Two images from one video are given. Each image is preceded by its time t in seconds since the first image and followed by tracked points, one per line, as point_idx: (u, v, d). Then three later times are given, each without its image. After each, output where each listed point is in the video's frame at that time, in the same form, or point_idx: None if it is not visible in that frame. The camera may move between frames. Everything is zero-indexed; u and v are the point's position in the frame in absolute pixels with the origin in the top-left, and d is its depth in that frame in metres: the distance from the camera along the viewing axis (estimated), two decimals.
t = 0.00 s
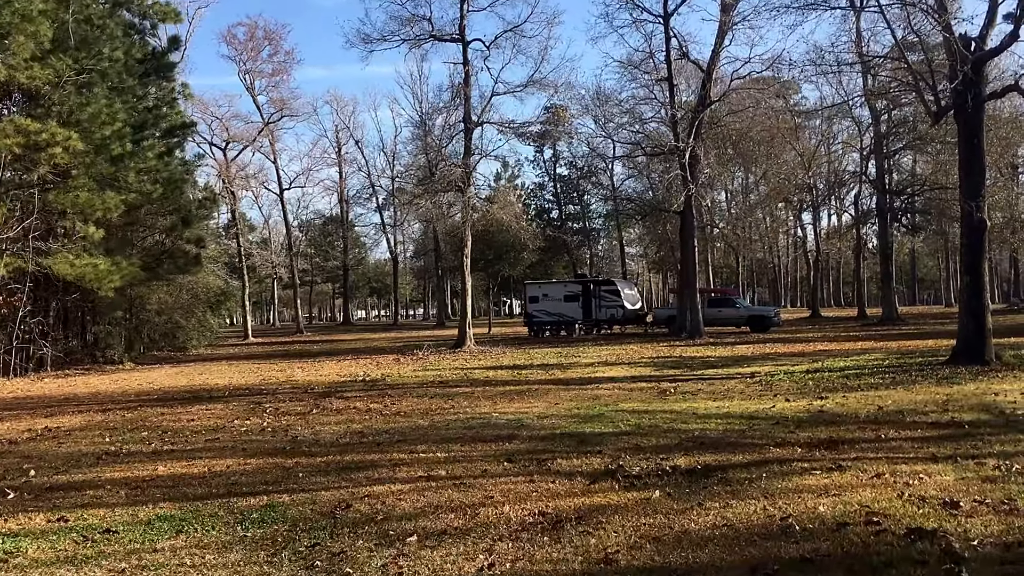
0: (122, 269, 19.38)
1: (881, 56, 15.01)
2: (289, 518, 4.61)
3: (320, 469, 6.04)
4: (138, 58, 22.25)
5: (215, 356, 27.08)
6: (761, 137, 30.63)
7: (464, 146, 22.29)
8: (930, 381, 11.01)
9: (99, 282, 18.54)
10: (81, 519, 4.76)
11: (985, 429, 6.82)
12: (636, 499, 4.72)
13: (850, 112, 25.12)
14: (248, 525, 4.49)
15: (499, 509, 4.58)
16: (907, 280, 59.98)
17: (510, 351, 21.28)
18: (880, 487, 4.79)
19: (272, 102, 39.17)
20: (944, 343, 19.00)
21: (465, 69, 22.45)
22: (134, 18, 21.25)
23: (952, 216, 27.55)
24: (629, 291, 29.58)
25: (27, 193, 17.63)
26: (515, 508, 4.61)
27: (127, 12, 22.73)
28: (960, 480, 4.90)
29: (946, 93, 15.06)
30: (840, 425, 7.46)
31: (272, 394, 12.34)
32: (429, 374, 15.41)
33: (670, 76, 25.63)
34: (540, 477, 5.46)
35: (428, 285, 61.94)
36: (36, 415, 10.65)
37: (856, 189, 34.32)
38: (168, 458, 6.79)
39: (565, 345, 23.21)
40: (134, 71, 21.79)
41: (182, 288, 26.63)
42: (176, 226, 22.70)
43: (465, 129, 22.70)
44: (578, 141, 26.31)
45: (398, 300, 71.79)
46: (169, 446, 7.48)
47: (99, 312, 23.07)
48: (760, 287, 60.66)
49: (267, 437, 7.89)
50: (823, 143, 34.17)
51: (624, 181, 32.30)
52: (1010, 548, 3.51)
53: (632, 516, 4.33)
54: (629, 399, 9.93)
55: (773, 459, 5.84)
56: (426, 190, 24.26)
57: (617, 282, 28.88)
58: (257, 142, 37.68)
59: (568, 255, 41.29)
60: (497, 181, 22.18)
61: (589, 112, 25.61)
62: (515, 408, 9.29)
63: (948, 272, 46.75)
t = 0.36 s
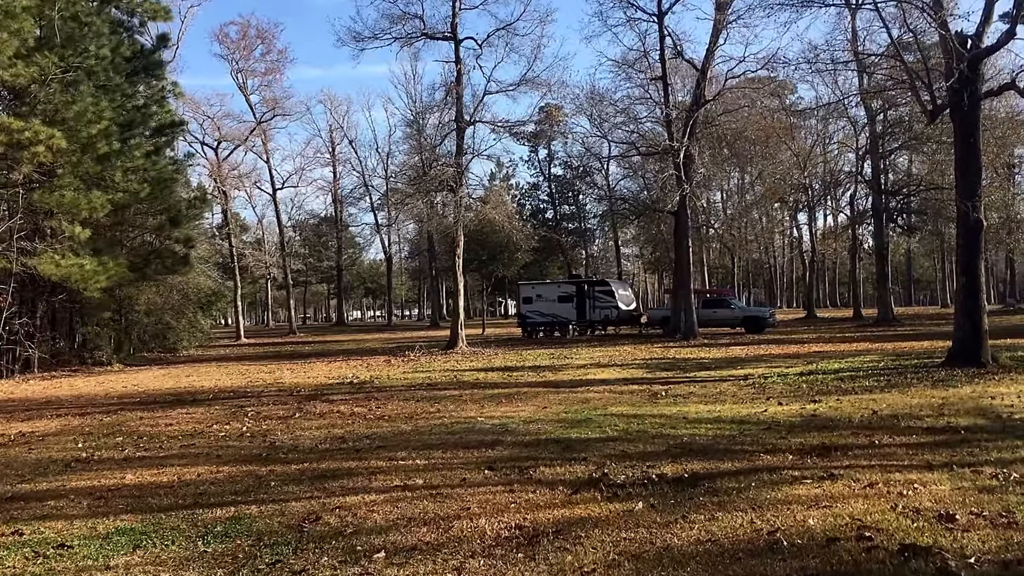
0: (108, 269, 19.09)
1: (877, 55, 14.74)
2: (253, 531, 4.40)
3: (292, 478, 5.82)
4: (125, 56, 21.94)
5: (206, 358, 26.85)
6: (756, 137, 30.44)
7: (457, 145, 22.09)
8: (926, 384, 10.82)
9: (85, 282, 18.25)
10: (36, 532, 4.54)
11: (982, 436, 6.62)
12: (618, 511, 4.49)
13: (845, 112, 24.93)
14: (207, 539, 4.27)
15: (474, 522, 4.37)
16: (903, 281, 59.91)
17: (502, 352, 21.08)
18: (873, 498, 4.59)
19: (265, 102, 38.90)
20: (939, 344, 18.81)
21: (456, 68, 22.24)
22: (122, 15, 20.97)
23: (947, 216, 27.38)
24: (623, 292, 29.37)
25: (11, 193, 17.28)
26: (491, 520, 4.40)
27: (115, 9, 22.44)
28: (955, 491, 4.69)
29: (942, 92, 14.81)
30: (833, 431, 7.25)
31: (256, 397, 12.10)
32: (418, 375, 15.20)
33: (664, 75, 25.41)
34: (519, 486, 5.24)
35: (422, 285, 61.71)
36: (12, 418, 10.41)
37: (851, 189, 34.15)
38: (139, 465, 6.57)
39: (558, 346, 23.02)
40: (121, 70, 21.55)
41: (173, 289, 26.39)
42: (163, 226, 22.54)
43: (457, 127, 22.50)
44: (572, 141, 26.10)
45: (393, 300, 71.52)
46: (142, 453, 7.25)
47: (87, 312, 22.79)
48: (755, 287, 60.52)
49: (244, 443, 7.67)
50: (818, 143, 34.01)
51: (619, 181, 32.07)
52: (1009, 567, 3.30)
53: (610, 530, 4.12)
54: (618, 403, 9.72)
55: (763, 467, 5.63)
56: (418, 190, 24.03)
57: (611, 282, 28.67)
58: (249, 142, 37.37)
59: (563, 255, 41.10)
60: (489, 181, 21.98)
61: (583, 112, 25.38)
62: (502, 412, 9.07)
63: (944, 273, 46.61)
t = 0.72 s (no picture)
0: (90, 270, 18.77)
1: (867, 53, 14.59)
2: (205, 545, 4.20)
3: (257, 487, 5.61)
4: (109, 53, 21.65)
5: (192, 359, 26.57)
6: (747, 137, 30.30)
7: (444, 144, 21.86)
8: (915, 386, 10.65)
9: (66, 283, 17.95)
10: None
11: (970, 441, 6.45)
12: (590, 523, 4.29)
13: (836, 111, 24.80)
14: (157, 554, 4.07)
15: (438, 535, 4.17)
16: (895, 280, 59.97)
17: (489, 353, 20.88)
18: (857, 508, 4.40)
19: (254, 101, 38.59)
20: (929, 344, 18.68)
21: (444, 66, 22.02)
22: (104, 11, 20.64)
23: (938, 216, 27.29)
24: (613, 292, 29.20)
25: None
26: (457, 533, 4.19)
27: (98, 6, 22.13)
28: (942, 500, 4.51)
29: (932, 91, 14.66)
30: (819, 436, 7.08)
31: (235, 400, 11.86)
32: (403, 378, 14.98)
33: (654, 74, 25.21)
34: (490, 496, 5.03)
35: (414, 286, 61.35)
36: None
37: (842, 189, 34.05)
38: (101, 474, 6.36)
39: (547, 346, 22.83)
40: (104, 68, 21.26)
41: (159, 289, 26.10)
42: (147, 224, 22.39)
43: (445, 126, 22.27)
44: (561, 141, 25.90)
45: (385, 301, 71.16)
46: (107, 460, 7.03)
47: (70, 313, 22.46)
48: (747, 287, 60.49)
49: (213, 449, 7.44)
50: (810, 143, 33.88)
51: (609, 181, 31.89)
52: None
53: (578, 544, 3.93)
54: (602, 405, 9.52)
55: (744, 474, 5.43)
56: (404, 189, 23.76)
57: (601, 283, 28.49)
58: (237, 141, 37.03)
59: (554, 255, 40.91)
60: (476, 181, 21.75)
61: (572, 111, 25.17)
62: (482, 416, 8.88)
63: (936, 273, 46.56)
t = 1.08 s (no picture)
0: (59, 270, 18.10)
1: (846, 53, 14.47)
2: (140, 565, 3.96)
3: (208, 499, 5.37)
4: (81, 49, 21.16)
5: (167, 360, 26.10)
6: (729, 137, 30.24)
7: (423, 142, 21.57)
8: (894, 389, 10.53)
9: (36, 284, 17.47)
10: None
11: (947, 447, 6.31)
12: (549, 538, 4.09)
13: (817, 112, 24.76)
14: None
15: (388, 554, 3.97)
16: (876, 280, 60.42)
17: (469, 354, 20.66)
18: (829, 522, 4.22)
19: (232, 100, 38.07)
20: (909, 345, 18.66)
21: (423, 65, 21.74)
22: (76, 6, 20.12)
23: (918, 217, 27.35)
24: (595, 292, 29.03)
25: None
26: (407, 551, 3.99)
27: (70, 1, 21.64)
28: (917, 512, 4.34)
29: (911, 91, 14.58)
30: (794, 442, 6.91)
31: (203, 404, 11.55)
32: (378, 380, 14.70)
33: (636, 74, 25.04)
34: (449, 509, 4.81)
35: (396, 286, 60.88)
36: None
37: (823, 190, 34.09)
38: (46, 484, 6.08)
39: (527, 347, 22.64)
40: (76, 64, 20.79)
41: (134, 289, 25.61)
42: (121, 224, 21.84)
43: (424, 125, 21.96)
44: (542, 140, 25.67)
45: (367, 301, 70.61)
46: (57, 469, 6.74)
47: (41, 314, 21.95)
48: (730, 288, 60.62)
49: (169, 457, 7.15)
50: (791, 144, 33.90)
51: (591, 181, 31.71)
52: None
53: (534, 563, 3.73)
54: (576, 410, 9.32)
55: (714, 484, 5.25)
56: (383, 188, 23.44)
57: (582, 283, 28.31)
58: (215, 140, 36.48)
59: (536, 256, 40.69)
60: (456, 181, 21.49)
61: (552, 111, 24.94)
62: (452, 421, 8.65)
63: (917, 274, 46.81)
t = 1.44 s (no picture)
0: (16, 269, 17.01)
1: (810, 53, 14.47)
2: None
3: (142, 506, 5.05)
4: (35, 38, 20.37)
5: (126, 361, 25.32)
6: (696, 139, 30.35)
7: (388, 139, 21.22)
8: (856, 389, 10.52)
9: None
10: None
11: (909, 448, 6.22)
12: (495, 547, 3.89)
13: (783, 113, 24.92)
14: None
15: (322, 566, 3.73)
16: (842, 281, 61.28)
17: (435, 354, 20.37)
18: (787, 527, 4.06)
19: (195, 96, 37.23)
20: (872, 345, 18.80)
21: (388, 60, 21.39)
22: None
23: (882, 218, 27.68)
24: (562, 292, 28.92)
25: None
26: (343, 563, 3.77)
27: None
28: (879, 517, 4.21)
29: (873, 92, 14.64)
30: (757, 442, 6.78)
31: (154, 406, 11.11)
32: (340, 381, 14.34)
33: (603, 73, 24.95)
34: (395, 516, 4.57)
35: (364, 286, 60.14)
36: None
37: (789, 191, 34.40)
38: None
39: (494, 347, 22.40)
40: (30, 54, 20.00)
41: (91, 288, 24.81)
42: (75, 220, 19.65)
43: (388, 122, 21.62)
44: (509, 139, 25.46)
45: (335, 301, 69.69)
46: None
47: None
48: (698, 288, 61.05)
49: (108, 462, 6.79)
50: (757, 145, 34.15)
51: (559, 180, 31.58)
52: None
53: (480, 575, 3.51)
54: (536, 411, 9.12)
55: (672, 488, 5.08)
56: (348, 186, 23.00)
57: (550, 283, 28.17)
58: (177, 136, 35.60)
59: (505, 256, 40.44)
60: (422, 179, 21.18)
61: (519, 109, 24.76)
62: (409, 422, 8.38)
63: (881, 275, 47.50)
